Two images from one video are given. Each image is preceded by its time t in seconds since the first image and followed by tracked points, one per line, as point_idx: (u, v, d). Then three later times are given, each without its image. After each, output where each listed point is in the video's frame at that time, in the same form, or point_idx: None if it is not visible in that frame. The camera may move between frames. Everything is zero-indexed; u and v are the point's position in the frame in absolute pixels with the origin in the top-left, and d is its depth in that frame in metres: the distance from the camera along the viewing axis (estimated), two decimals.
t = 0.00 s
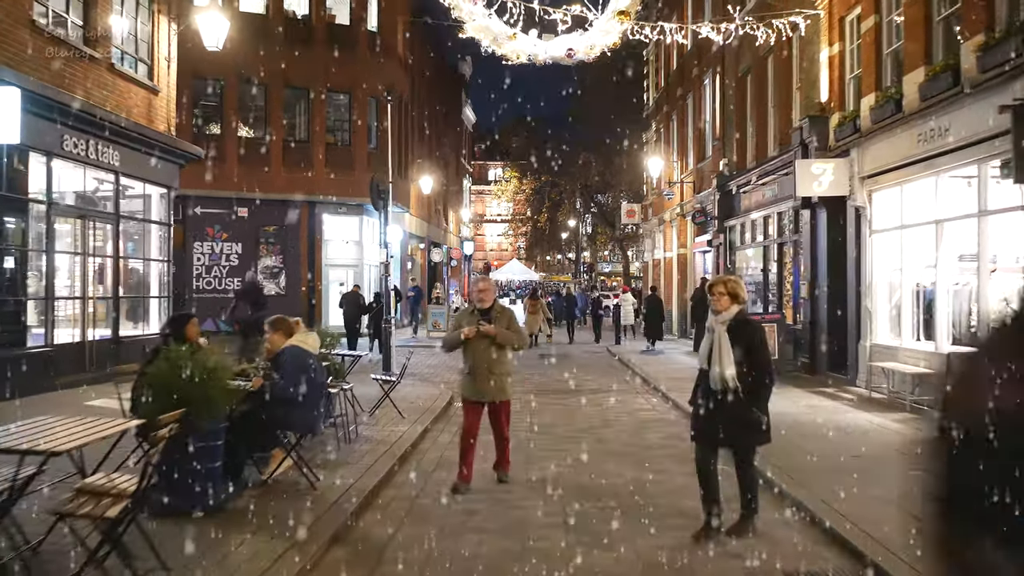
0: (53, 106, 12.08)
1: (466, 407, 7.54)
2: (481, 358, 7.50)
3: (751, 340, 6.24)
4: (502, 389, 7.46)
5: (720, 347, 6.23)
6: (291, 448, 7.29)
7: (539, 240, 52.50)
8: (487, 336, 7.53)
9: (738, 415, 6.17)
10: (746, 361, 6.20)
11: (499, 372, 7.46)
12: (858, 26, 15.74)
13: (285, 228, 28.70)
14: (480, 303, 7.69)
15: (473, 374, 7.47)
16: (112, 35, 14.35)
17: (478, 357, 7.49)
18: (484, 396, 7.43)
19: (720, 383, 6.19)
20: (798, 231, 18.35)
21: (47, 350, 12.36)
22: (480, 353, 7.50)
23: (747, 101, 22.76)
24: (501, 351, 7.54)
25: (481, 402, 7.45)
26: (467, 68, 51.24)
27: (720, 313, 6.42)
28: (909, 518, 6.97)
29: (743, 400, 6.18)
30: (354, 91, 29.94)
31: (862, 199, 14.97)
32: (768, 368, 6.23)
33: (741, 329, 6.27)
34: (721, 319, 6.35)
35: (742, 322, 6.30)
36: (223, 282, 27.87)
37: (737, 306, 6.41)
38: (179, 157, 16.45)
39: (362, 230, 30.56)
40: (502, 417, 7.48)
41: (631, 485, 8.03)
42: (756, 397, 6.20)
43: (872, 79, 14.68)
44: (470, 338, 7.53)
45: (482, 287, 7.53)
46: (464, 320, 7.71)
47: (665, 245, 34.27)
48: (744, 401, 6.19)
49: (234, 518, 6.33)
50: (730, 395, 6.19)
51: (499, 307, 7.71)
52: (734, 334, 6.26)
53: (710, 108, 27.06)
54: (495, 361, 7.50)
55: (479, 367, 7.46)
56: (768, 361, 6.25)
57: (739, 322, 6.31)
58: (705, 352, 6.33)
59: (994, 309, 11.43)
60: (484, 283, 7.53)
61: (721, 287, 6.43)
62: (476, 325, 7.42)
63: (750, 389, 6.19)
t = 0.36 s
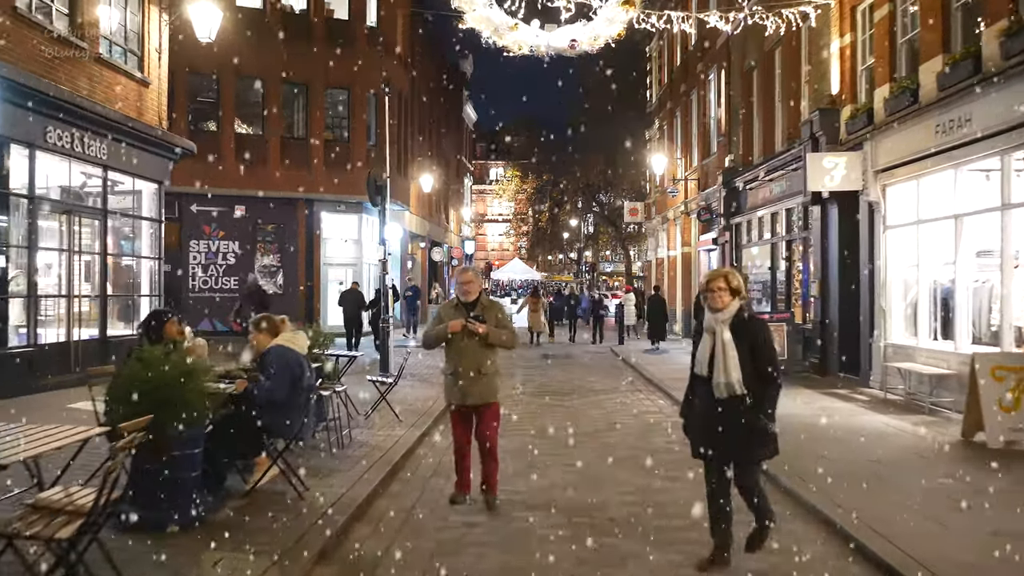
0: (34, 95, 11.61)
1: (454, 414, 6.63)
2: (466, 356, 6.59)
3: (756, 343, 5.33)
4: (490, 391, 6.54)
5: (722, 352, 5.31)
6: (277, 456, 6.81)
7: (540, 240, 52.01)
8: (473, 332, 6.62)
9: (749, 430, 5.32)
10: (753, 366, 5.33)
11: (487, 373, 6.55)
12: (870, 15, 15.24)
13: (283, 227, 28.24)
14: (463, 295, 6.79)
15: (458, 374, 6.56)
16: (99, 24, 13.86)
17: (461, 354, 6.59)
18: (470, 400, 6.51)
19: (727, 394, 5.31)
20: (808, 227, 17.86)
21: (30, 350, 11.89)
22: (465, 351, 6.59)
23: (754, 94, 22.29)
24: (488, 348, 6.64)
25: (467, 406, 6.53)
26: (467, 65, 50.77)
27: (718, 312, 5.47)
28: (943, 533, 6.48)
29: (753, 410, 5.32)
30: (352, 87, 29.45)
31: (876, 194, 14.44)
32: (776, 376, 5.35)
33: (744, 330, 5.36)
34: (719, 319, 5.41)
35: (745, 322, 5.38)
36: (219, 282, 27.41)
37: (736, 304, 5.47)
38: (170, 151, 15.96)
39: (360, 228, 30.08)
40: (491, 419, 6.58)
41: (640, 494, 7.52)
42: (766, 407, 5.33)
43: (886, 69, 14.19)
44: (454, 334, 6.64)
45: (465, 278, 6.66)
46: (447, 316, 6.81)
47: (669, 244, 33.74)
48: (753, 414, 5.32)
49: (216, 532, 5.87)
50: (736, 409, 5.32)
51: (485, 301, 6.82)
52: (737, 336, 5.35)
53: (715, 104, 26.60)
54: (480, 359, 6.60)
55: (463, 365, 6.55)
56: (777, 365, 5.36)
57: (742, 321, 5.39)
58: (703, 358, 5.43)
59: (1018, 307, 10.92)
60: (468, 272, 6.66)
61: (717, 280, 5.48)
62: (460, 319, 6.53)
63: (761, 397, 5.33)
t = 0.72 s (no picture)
0: (17, 90, 11.17)
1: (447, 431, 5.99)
2: (464, 370, 5.94)
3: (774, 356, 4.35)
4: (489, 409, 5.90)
5: (732, 368, 4.31)
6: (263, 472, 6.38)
7: (543, 240, 51.54)
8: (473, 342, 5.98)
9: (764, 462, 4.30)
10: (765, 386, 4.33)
11: (486, 389, 5.90)
12: (884, 7, 14.77)
13: (282, 227, 27.83)
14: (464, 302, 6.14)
15: (454, 389, 5.92)
16: (88, 18, 13.42)
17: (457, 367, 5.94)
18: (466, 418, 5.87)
19: (738, 417, 4.30)
20: (818, 227, 17.40)
21: (14, 354, 11.47)
22: (462, 364, 5.95)
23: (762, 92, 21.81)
24: (490, 362, 6.01)
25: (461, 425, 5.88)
26: (470, 64, 50.37)
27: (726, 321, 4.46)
28: (979, 555, 6.02)
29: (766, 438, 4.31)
30: (352, 85, 28.99)
31: (891, 192, 13.97)
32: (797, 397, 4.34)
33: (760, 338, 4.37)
34: (728, 328, 4.40)
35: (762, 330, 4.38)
36: (216, 282, 26.99)
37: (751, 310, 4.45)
38: (163, 149, 15.53)
39: (360, 228, 29.64)
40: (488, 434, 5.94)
41: (649, 510, 7.04)
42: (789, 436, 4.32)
43: (901, 63, 13.71)
44: (451, 345, 6.00)
45: (470, 283, 6.04)
46: (445, 323, 6.17)
47: (673, 245, 33.28)
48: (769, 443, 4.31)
49: (193, 556, 5.41)
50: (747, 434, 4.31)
51: (489, 309, 6.19)
52: (750, 349, 4.35)
53: (721, 102, 26.17)
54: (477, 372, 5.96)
55: (460, 380, 5.91)
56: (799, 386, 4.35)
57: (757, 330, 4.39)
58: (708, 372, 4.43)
59: None
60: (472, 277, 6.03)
61: (727, 282, 4.49)
62: (461, 329, 5.87)
63: (778, 423, 4.33)
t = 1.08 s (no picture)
0: None
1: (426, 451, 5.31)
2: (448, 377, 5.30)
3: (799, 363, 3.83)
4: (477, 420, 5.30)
5: (753, 372, 3.77)
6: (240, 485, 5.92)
7: (544, 240, 51.05)
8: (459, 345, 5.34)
9: (781, 483, 3.76)
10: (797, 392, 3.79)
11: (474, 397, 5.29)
12: None
13: (279, 226, 27.39)
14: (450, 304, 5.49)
15: (437, 399, 5.29)
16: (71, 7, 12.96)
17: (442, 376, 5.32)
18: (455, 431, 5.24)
19: (767, 431, 3.73)
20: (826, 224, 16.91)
21: None
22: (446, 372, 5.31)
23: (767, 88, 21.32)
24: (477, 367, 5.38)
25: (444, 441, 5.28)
26: (470, 63, 49.97)
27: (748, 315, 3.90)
28: None
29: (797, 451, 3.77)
30: (349, 82, 28.53)
31: (902, 187, 13.48)
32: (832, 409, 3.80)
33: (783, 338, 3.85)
34: (751, 324, 3.84)
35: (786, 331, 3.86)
36: (212, 282, 26.58)
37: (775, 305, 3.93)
38: (151, 144, 15.08)
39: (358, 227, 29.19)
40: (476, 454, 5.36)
41: (656, 524, 6.56)
42: (807, 455, 3.77)
43: (913, 54, 13.23)
44: (433, 349, 5.35)
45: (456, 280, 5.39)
46: (427, 326, 5.50)
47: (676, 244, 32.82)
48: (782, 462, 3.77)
49: None
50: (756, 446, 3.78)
51: (475, 308, 5.54)
52: (774, 351, 3.81)
53: (725, 99, 25.69)
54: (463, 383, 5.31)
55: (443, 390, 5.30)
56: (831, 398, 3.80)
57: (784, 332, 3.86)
58: (722, 382, 3.84)
59: None
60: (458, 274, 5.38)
61: (746, 272, 3.95)
62: (445, 329, 5.24)
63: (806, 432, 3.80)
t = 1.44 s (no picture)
0: None
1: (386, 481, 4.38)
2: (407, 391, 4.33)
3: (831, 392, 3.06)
4: (448, 441, 4.35)
5: (762, 397, 3.04)
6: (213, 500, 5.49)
7: (546, 240, 50.66)
8: (417, 354, 4.36)
9: (802, 542, 3.01)
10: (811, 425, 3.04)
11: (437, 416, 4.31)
12: None
13: (276, 225, 26.92)
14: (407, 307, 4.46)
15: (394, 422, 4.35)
16: None
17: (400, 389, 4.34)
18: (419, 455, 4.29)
19: (786, 475, 3.00)
20: (836, 222, 16.46)
21: None
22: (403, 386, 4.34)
23: (773, 83, 20.91)
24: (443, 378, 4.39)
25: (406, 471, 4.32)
26: (471, 61, 49.57)
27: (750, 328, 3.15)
28: None
29: (812, 497, 3.02)
30: (347, 78, 28.08)
31: (916, 181, 13.03)
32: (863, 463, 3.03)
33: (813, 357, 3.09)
34: (758, 339, 3.09)
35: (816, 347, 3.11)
36: (207, 282, 26.18)
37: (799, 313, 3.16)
38: (139, 139, 14.63)
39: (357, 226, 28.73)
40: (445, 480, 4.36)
41: (665, 541, 6.08)
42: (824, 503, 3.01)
43: (927, 43, 12.74)
44: (387, 360, 4.36)
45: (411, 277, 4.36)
46: (378, 333, 4.48)
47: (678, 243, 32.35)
48: (787, 506, 3.03)
49: None
50: (758, 488, 3.07)
51: (439, 308, 4.52)
52: (791, 370, 3.06)
53: (729, 94, 25.27)
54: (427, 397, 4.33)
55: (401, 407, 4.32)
56: (863, 441, 3.04)
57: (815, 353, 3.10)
58: (729, 410, 3.16)
59: None
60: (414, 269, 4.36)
61: (742, 274, 3.18)
62: (399, 336, 4.27)
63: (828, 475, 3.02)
